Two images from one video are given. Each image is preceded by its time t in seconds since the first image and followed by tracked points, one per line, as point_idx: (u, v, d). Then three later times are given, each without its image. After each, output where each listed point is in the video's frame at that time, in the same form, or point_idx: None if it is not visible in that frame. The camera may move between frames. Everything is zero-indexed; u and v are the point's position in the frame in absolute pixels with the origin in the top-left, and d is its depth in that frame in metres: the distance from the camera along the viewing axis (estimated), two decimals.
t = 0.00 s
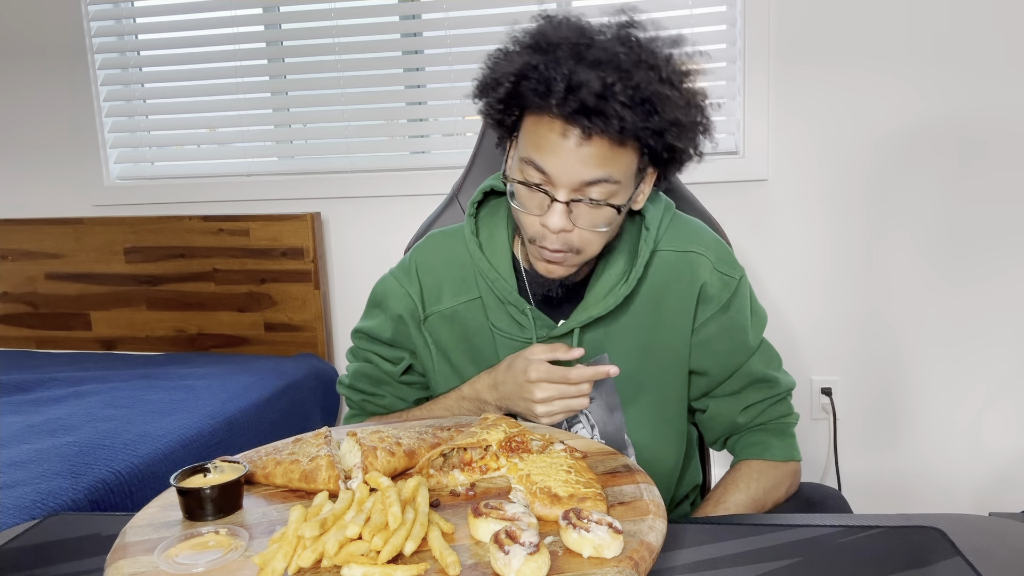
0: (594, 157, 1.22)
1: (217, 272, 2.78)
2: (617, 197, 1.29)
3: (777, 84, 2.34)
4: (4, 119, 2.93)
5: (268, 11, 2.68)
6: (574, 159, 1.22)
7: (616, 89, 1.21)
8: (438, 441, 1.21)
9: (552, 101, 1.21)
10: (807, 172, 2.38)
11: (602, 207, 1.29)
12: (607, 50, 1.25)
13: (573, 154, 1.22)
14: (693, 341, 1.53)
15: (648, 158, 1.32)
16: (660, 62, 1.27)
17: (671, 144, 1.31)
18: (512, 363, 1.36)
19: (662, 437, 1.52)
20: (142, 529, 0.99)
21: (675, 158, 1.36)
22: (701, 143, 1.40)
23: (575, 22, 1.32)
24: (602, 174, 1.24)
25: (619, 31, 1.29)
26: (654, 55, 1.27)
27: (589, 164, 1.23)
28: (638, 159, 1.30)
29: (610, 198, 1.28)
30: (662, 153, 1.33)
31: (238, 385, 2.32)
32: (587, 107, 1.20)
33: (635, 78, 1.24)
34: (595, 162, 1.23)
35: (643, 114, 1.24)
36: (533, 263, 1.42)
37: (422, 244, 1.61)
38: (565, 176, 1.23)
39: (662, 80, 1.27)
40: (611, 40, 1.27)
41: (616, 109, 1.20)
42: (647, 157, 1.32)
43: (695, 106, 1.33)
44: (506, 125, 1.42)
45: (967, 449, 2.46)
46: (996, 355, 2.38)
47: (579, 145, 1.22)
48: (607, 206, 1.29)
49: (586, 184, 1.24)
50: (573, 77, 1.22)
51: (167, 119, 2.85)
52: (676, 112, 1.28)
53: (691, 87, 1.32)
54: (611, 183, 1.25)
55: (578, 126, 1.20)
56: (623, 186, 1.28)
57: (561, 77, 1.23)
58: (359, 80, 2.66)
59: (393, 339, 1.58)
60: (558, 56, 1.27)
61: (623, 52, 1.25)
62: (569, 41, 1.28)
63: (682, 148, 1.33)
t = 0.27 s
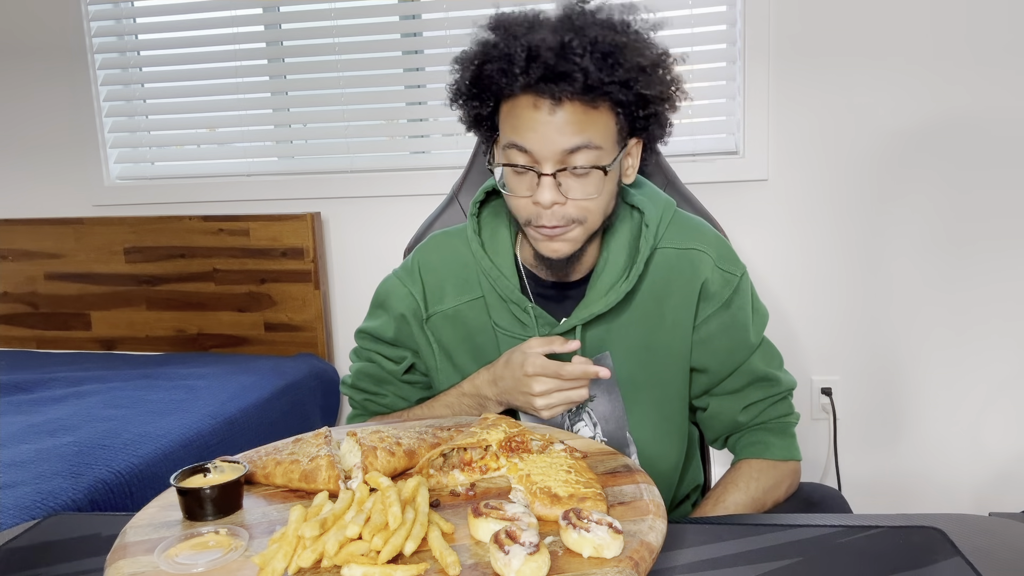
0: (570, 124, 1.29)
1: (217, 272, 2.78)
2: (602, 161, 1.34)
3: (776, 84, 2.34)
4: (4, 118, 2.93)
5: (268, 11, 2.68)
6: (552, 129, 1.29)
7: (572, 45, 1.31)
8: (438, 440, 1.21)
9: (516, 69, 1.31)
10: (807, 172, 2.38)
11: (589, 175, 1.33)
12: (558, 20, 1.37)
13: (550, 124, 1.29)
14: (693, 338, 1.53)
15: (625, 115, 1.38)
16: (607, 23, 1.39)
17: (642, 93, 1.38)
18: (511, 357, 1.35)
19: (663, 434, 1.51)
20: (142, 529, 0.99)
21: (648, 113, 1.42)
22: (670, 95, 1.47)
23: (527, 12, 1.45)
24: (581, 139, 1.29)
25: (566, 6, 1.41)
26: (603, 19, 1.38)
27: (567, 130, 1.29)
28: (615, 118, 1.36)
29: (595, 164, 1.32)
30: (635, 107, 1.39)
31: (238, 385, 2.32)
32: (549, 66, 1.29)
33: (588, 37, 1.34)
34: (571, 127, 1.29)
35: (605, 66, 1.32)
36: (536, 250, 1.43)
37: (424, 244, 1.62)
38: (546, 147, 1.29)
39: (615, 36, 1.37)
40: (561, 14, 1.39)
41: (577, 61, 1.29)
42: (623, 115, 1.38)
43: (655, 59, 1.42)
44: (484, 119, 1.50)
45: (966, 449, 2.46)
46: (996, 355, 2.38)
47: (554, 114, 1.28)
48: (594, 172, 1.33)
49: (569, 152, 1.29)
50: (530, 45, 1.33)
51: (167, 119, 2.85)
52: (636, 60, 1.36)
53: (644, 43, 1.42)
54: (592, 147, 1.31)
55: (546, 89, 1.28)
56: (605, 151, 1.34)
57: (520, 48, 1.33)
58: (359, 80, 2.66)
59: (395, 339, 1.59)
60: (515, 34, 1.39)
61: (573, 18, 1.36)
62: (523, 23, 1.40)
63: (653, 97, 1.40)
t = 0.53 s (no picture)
0: (564, 121, 1.29)
1: (217, 272, 2.78)
2: (597, 156, 1.34)
3: (776, 84, 2.34)
4: (4, 119, 2.93)
5: (268, 11, 2.68)
6: (547, 126, 1.29)
7: (562, 43, 1.33)
8: (438, 440, 1.21)
9: (508, 70, 1.32)
10: (807, 172, 2.38)
11: (584, 170, 1.33)
12: (551, 19, 1.38)
13: (544, 121, 1.29)
14: (693, 336, 1.53)
15: (618, 111, 1.38)
16: (600, 21, 1.40)
17: (634, 90, 1.39)
18: (512, 355, 1.35)
19: (663, 431, 1.51)
20: (142, 529, 0.99)
21: (643, 109, 1.42)
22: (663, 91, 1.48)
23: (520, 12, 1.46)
24: (576, 136, 1.30)
25: (559, 6, 1.43)
26: (595, 17, 1.40)
27: (561, 127, 1.29)
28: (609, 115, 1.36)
29: (590, 160, 1.32)
30: (628, 104, 1.40)
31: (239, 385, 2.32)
32: (538, 64, 1.30)
33: (580, 34, 1.36)
34: (565, 125, 1.29)
35: (597, 63, 1.33)
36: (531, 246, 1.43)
37: (428, 245, 1.62)
38: (541, 144, 1.29)
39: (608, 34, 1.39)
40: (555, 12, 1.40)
41: (569, 59, 1.30)
42: (616, 112, 1.39)
43: (647, 56, 1.43)
44: (479, 117, 1.52)
45: (966, 449, 2.46)
46: (997, 355, 2.38)
47: (547, 111, 1.28)
48: (589, 168, 1.33)
49: (563, 149, 1.29)
50: (522, 44, 1.34)
51: (167, 119, 2.85)
52: (628, 57, 1.38)
53: (637, 40, 1.43)
54: (587, 144, 1.31)
55: (538, 88, 1.28)
56: (600, 147, 1.34)
57: (512, 48, 1.34)
58: (359, 80, 2.66)
59: (399, 338, 1.59)
60: (508, 34, 1.40)
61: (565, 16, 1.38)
62: (516, 23, 1.42)
63: (646, 94, 1.41)
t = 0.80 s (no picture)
0: (588, 128, 1.28)
1: (217, 272, 2.78)
2: (615, 166, 1.34)
3: (776, 84, 2.34)
4: (4, 119, 2.93)
5: (268, 11, 2.68)
6: (569, 130, 1.28)
7: (603, 51, 1.30)
8: (438, 441, 1.21)
9: (544, 68, 1.29)
10: (807, 172, 2.38)
11: (601, 178, 1.33)
12: (592, 21, 1.35)
13: (567, 126, 1.28)
14: (695, 336, 1.53)
15: (642, 124, 1.38)
16: (639, 31, 1.37)
17: (661, 106, 1.39)
18: (512, 362, 1.34)
19: (662, 431, 1.51)
20: (142, 529, 0.99)
21: (664, 124, 1.43)
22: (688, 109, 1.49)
23: (560, 8, 1.42)
24: (597, 144, 1.29)
25: (599, 9, 1.39)
26: (636, 26, 1.38)
27: (583, 134, 1.28)
28: (633, 127, 1.36)
29: (607, 169, 1.32)
30: (652, 118, 1.40)
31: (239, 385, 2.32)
32: (577, 70, 1.28)
33: (620, 43, 1.33)
34: (588, 132, 1.28)
35: (633, 76, 1.32)
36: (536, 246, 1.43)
37: (432, 237, 1.62)
38: (562, 149, 1.28)
39: (646, 46, 1.37)
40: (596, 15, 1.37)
41: (609, 68, 1.28)
42: (640, 124, 1.39)
43: (679, 72, 1.43)
44: (500, 109, 1.49)
45: (966, 449, 2.46)
46: (997, 355, 2.38)
47: (572, 117, 1.27)
48: (606, 178, 1.33)
49: (583, 156, 1.29)
50: (561, 44, 1.31)
51: (167, 119, 2.85)
52: (662, 74, 1.37)
53: (671, 55, 1.42)
54: (607, 153, 1.30)
55: (572, 92, 1.27)
56: (618, 157, 1.33)
57: (550, 46, 1.31)
58: (359, 80, 2.66)
59: (405, 327, 1.57)
60: (546, 31, 1.36)
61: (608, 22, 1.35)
62: (555, 20, 1.38)
63: (672, 111, 1.41)
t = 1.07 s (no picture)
0: (580, 132, 1.28)
1: (217, 272, 2.78)
2: (609, 172, 1.33)
3: (776, 84, 2.34)
4: (4, 118, 2.93)
5: (267, 11, 2.68)
6: (561, 133, 1.27)
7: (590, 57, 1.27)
8: (438, 441, 1.21)
9: (531, 72, 1.29)
10: (807, 172, 2.38)
11: (594, 184, 1.32)
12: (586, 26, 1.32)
13: (560, 129, 1.27)
14: (699, 336, 1.52)
15: (636, 131, 1.35)
16: (637, 36, 1.32)
17: (655, 116, 1.34)
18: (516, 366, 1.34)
19: (665, 429, 1.52)
20: (142, 529, 0.99)
21: (664, 132, 1.39)
22: (691, 118, 1.42)
23: (561, 9, 1.39)
24: (589, 149, 1.29)
25: (598, 12, 1.35)
26: (634, 31, 1.32)
27: (575, 138, 1.28)
28: (626, 135, 1.34)
29: (600, 175, 1.32)
30: (648, 126, 1.36)
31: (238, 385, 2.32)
32: (563, 76, 1.26)
33: (609, 51, 1.29)
34: (581, 136, 1.28)
35: (621, 84, 1.28)
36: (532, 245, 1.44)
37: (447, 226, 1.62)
38: (553, 152, 1.28)
39: (642, 53, 1.32)
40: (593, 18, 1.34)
41: (593, 76, 1.26)
42: (633, 132, 1.35)
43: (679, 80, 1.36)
44: (506, 108, 1.50)
45: (967, 449, 2.46)
46: (998, 355, 2.38)
47: (565, 120, 1.27)
48: (598, 184, 1.32)
49: (574, 159, 1.29)
50: (551, 49, 1.29)
51: (167, 119, 2.85)
52: (656, 82, 1.31)
53: (672, 63, 1.35)
54: (599, 159, 1.30)
55: (562, 97, 1.26)
56: (613, 163, 1.33)
57: (540, 51, 1.30)
58: (359, 80, 2.66)
59: (430, 314, 1.59)
60: (542, 34, 1.35)
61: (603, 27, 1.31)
62: (553, 22, 1.36)
63: (668, 121, 1.36)
